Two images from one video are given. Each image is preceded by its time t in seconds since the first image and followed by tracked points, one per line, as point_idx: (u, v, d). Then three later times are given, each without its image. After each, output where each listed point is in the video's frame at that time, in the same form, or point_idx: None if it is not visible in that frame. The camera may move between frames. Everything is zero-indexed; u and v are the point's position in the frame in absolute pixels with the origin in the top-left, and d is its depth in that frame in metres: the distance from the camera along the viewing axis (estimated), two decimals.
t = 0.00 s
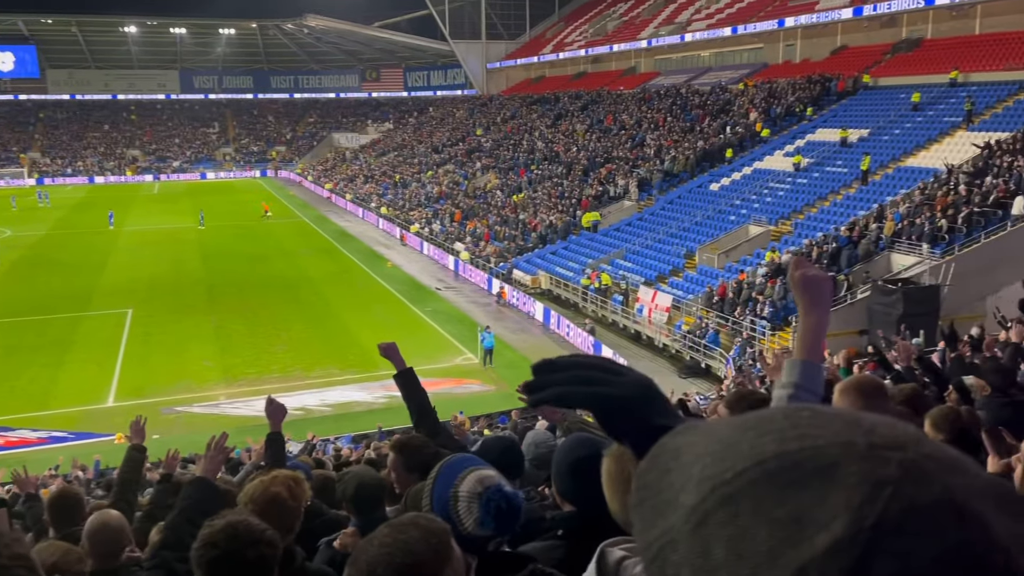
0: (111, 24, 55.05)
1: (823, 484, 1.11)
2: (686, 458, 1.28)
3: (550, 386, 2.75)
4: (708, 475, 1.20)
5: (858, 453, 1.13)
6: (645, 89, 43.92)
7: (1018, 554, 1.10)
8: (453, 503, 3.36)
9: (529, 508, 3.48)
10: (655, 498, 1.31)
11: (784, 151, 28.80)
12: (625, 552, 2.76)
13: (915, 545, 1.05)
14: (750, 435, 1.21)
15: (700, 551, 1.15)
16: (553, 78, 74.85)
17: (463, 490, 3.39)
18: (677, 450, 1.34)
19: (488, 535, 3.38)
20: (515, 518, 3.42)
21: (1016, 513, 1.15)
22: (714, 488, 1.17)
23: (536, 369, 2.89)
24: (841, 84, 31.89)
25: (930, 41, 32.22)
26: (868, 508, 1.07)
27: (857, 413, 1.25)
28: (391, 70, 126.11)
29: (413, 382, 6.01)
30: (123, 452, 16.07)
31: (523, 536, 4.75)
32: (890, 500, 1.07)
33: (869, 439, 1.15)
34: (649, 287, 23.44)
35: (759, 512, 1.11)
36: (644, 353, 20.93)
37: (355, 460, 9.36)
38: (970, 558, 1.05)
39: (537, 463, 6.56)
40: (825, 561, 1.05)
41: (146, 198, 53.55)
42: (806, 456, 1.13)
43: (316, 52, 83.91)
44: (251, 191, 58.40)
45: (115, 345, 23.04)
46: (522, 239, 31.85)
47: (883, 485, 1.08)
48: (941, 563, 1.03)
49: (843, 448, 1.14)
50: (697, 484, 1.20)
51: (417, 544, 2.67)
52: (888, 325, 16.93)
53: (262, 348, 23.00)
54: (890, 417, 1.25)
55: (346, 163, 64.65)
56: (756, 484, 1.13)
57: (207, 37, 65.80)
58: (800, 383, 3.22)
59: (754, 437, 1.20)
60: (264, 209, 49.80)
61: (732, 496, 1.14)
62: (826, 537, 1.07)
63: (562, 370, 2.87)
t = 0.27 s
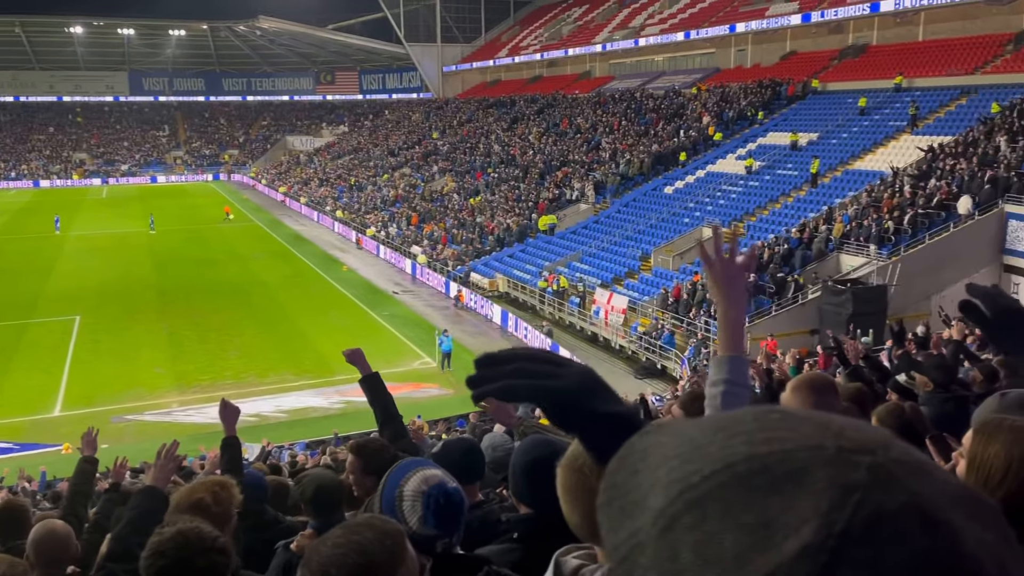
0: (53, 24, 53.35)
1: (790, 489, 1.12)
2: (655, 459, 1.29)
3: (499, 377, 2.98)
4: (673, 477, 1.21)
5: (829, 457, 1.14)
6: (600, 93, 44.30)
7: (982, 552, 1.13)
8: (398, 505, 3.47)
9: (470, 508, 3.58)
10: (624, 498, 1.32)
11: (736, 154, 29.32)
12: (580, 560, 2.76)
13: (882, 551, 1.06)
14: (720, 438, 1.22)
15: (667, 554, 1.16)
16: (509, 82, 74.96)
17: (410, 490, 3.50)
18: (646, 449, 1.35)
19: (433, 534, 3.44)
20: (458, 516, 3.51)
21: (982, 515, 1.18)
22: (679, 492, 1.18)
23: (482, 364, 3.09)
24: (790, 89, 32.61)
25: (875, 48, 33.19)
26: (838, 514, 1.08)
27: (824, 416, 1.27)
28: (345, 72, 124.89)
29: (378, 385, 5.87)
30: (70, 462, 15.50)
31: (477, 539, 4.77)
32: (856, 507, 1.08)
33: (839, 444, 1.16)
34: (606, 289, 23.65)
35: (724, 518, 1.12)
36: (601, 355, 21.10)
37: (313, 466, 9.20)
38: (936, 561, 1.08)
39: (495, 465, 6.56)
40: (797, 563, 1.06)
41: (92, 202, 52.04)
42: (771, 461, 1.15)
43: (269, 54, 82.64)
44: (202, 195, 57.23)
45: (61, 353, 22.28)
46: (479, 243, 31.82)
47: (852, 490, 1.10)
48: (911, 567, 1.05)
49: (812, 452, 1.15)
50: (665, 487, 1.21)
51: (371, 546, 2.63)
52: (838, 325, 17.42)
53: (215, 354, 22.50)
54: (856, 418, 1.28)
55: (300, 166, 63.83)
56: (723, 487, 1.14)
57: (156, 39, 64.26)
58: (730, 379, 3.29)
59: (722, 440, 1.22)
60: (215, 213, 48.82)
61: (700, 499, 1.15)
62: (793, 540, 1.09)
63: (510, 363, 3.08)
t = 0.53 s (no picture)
0: None
1: (768, 506, 1.15)
2: (628, 474, 1.33)
3: (464, 381, 2.92)
4: (651, 494, 1.25)
5: (808, 472, 1.17)
6: (555, 98, 44.52)
7: (954, 559, 1.17)
8: (342, 500, 3.65)
9: (409, 503, 3.73)
10: (598, 514, 1.37)
11: (690, 159, 29.76)
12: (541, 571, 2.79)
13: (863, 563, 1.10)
14: (694, 452, 1.25)
15: (649, 568, 1.19)
16: (464, 86, 74.87)
17: (354, 486, 3.67)
18: (622, 464, 1.38)
19: (374, 531, 3.57)
20: (397, 510, 3.64)
21: (950, 525, 1.23)
22: (659, 508, 1.21)
23: (447, 370, 3.04)
24: (741, 95, 33.19)
25: (822, 55, 34.01)
26: (819, 531, 1.11)
27: (802, 430, 1.30)
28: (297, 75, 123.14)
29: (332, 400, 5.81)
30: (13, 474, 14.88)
31: (432, 544, 4.73)
32: (834, 524, 1.12)
33: (819, 458, 1.19)
34: (563, 293, 23.75)
35: (703, 534, 1.15)
36: (557, 358, 21.18)
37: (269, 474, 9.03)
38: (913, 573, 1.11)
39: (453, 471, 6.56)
40: None
41: (34, 208, 50.28)
42: (750, 476, 1.18)
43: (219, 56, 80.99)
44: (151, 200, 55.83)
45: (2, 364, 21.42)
46: (435, 247, 31.66)
47: (832, 507, 1.13)
48: None
49: (790, 467, 1.18)
50: (642, 504, 1.25)
51: (318, 554, 2.59)
52: (790, 326, 17.79)
53: (165, 363, 21.91)
54: (832, 432, 1.32)
55: (252, 170, 62.71)
56: (701, 502, 1.17)
57: (100, 40, 62.43)
58: (674, 383, 3.32)
59: (700, 456, 1.25)
60: (164, 218, 47.63)
61: (678, 517, 1.18)
62: (773, 556, 1.12)
63: (476, 368, 3.04)
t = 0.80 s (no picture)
0: None
1: (744, 514, 1.16)
2: (600, 482, 1.32)
3: (440, 377, 2.93)
4: (625, 503, 1.24)
5: (782, 481, 1.18)
6: (524, 102, 44.59)
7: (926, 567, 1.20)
8: (304, 505, 3.60)
9: (374, 504, 3.69)
10: (572, 524, 1.35)
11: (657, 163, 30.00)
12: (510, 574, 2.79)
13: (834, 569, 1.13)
14: (669, 462, 1.25)
15: None
16: (432, 91, 74.70)
17: (316, 491, 3.63)
18: (594, 473, 1.37)
19: (339, 534, 3.54)
20: (361, 511, 3.61)
21: (922, 529, 1.25)
22: (633, 517, 1.21)
23: (423, 369, 3.02)
24: (707, 99, 33.52)
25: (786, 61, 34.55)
26: (794, 540, 1.13)
27: (775, 437, 1.31)
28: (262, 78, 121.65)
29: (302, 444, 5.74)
30: None
31: (398, 547, 4.68)
32: (808, 533, 1.14)
33: (792, 465, 1.21)
34: (532, 297, 23.77)
35: (677, 545, 1.16)
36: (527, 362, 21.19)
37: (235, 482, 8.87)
38: None
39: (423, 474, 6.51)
40: None
41: None
42: (729, 486, 1.18)
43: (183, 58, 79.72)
44: (114, 206, 54.86)
45: None
46: (404, 251, 31.46)
47: (810, 515, 1.15)
48: None
49: (765, 476, 1.19)
50: (618, 512, 1.24)
51: (273, 565, 2.57)
52: (756, 328, 18.00)
53: (129, 370, 21.43)
54: (807, 441, 1.33)
55: (218, 174, 61.80)
56: (676, 514, 1.17)
57: (59, 41, 61.06)
58: (648, 386, 3.33)
59: (675, 464, 1.24)
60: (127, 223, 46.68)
61: (653, 527, 1.18)
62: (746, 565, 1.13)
63: (454, 366, 3.06)
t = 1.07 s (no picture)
0: None
1: (714, 510, 1.17)
2: (574, 484, 1.32)
3: (419, 378, 2.81)
4: (598, 502, 1.24)
5: (750, 478, 1.19)
6: (499, 106, 44.63)
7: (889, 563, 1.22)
8: (275, 512, 3.53)
9: (345, 509, 3.67)
10: (546, 522, 1.35)
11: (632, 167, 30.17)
12: None
13: (801, 565, 1.15)
14: (642, 460, 1.25)
15: None
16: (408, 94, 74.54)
17: (288, 498, 3.56)
18: (567, 472, 1.37)
19: (311, 541, 3.50)
20: (332, 519, 3.57)
21: (888, 527, 1.27)
22: (606, 516, 1.21)
23: (402, 368, 2.91)
24: (681, 104, 33.79)
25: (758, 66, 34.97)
26: (759, 535, 1.14)
27: (745, 437, 1.32)
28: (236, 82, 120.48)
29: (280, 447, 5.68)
30: None
31: (372, 550, 4.62)
32: (776, 528, 1.15)
33: (762, 463, 1.21)
34: (509, 301, 23.76)
35: (648, 542, 1.16)
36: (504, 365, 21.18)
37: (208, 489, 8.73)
38: None
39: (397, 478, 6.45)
40: None
41: None
42: (699, 483, 1.18)
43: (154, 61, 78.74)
44: (84, 210, 53.95)
45: None
46: (380, 255, 31.29)
47: (776, 511, 1.16)
48: None
49: (733, 473, 1.19)
50: (590, 511, 1.24)
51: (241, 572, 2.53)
52: (731, 330, 18.17)
53: (101, 377, 21.05)
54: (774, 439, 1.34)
55: (191, 179, 61.06)
56: (648, 510, 1.17)
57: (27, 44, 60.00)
58: (622, 386, 3.29)
59: (647, 463, 1.24)
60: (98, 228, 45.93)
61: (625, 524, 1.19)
62: (712, 559, 1.14)
63: (432, 366, 2.93)
